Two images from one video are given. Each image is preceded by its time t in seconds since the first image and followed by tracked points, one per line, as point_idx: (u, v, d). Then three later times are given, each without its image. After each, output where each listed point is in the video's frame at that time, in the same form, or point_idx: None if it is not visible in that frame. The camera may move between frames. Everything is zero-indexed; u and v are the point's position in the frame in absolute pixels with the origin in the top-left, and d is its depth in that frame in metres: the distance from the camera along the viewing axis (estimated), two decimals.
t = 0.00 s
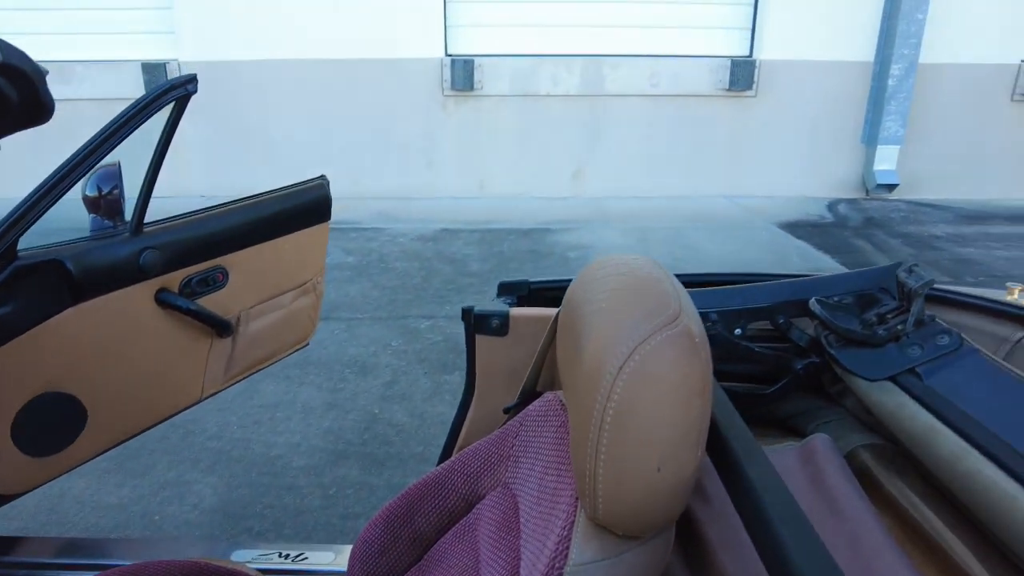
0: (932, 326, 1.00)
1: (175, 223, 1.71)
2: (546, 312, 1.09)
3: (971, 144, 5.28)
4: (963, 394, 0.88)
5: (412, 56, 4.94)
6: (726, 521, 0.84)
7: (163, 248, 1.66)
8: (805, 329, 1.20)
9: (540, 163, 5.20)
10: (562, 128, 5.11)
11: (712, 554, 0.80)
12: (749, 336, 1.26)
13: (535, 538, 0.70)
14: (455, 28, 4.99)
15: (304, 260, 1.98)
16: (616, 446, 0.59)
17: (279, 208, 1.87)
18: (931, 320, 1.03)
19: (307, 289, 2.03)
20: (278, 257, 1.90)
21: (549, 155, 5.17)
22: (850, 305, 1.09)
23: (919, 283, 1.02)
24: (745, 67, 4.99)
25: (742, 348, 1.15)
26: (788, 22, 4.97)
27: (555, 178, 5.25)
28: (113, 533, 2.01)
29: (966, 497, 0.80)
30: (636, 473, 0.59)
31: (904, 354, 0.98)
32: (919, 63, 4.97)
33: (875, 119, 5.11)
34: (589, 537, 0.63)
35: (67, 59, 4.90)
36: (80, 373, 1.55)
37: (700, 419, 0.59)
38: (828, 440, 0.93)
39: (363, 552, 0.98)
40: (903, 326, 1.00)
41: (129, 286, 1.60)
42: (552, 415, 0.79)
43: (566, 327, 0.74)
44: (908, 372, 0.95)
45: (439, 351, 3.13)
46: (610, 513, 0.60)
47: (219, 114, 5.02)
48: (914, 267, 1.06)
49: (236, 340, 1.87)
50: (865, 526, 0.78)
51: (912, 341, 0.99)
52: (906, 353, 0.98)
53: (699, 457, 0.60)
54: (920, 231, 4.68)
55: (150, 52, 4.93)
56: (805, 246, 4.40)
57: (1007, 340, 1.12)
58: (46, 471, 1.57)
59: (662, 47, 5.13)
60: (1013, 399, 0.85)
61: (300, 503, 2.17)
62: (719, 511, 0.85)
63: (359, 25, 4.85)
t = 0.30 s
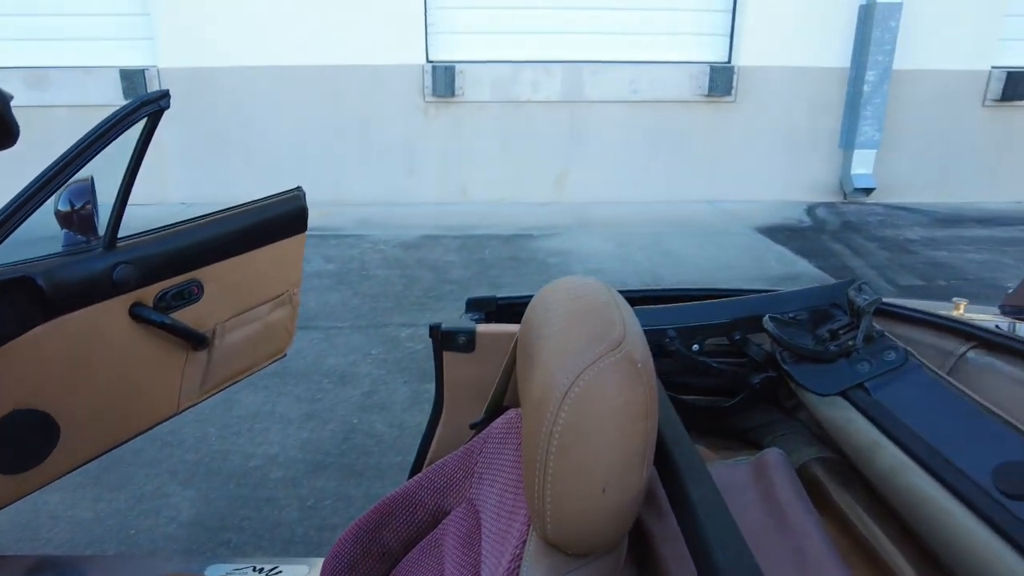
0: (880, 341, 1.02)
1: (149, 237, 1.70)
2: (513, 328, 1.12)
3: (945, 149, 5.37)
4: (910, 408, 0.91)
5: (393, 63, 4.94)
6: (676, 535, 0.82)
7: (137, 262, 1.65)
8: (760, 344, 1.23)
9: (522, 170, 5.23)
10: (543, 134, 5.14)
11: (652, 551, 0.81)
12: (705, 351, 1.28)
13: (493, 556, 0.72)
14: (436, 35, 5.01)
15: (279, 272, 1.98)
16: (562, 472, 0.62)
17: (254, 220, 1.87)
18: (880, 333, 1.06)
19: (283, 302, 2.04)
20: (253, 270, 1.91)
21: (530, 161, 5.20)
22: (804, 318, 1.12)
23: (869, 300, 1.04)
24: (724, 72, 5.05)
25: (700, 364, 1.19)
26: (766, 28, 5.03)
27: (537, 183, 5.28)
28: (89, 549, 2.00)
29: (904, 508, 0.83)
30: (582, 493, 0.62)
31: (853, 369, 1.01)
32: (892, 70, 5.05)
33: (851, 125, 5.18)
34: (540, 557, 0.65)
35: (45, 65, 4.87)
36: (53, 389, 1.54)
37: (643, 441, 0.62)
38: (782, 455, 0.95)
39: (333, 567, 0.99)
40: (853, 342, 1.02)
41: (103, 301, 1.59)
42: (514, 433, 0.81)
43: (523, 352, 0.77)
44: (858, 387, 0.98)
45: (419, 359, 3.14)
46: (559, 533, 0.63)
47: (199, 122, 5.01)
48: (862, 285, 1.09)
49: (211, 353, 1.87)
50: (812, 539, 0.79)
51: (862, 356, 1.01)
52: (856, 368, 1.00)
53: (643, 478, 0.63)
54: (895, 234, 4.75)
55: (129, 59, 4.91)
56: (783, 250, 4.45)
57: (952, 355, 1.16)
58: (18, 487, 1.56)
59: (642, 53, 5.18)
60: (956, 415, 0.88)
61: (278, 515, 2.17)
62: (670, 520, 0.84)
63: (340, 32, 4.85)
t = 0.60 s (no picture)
0: (842, 356, 1.02)
1: (126, 250, 1.68)
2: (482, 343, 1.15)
3: (925, 152, 5.44)
4: (867, 421, 0.90)
5: (376, 69, 4.94)
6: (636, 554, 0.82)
7: (112, 275, 1.63)
8: (725, 358, 1.25)
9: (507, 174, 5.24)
10: (527, 138, 5.16)
11: (615, 567, 0.81)
12: (672, 365, 1.31)
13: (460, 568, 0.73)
14: (420, 40, 5.01)
15: (257, 283, 1.98)
16: (519, 492, 0.66)
17: (233, 232, 1.87)
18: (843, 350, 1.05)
19: (262, 312, 2.03)
20: (231, 281, 1.90)
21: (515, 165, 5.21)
22: (769, 335, 1.11)
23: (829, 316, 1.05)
24: (707, 77, 5.08)
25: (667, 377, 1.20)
26: (748, 34, 5.07)
27: (522, 188, 5.29)
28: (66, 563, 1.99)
29: (860, 522, 0.83)
30: (538, 513, 0.65)
31: (815, 384, 1.00)
32: (872, 75, 5.11)
33: (832, 129, 5.23)
34: None
35: (25, 72, 4.84)
36: (27, 404, 1.53)
37: (597, 461, 0.67)
38: (745, 470, 0.96)
39: None
40: (815, 356, 1.02)
41: (79, 315, 1.58)
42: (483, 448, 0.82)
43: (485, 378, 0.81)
44: (818, 401, 0.97)
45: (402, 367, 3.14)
46: (515, 552, 0.66)
47: (182, 128, 4.98)
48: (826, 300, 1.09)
49: (189, 365, 1.86)
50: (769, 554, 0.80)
51: (823, 371, 1.01)
52: (817, 383, 1.00)
53: (598, 498, 0.67)
54: (875, 237, 4.80)
55: (110, 64, 4.89)
56: (765, 254, 4.49)
57: (911, 367, 1.16)
58: None
59: (625, 58, 5.21)
60: (909, 427, 0.86)
61: (258, 526, 2.16)
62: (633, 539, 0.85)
63: (323, 38, 4.85)
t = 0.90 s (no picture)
0: (815, 364, 1.02)
1: (106, 257, 1.66)
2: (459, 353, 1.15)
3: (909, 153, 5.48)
4: (840, 430, 0.91)
5: (364, 72, 4.93)
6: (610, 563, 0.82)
7: (93, 283, 1.61)
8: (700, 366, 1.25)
9: (495, 178, 5.24)
10: (515, 141, 5.17)
11: None
12: (646, 373, 1.31)
13: None
14: (408, 42, 5.01)
15: (241, 290, 1.97)
16: (486, 506, 0.67)
17: (215, 237, 1.85)
18: (816, 359, 1.06)
19: (245, 318, 2.02)
20: (215, 288, 1.89)
21: (503, 168, 5.22)
22: (744, 343, 1.11)
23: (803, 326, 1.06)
24: (694, 80, 5.10)
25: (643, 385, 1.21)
26: (734, 37, 5.09)
27: (509, 190, 5.29)
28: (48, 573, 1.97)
29: (829, 532, 0.83)
30: (504, 528, 0.67)
31: (788, 393, 1.00)
32: (857, 77, 5.14)
33: (819, 131, 5.26)
34: None
35: (10, 75, 4.81)
36: (6, 414, 1.52)
37: (562, 475, 0.69)
38: (718, 478, 0.97)
39: None
40: (788, 364, 1.02)
41: (60, 323, 1.56)
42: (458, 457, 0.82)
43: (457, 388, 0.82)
44: (793, 410, 0.97)
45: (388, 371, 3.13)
46: (483, 567, 0.68)
47: (168, 131, 4.96)
48: (798, 309, 1.09)
49: (172, 373, 1.85)
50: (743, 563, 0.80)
51: (797, 379, 1.01)
52: (791, 391, 1.00)
53: (564, 512, 0.69)
54: (861, 238, 4.83)
55: (96, 67, 4.86)
56: (752, 255, 4.51)
57: (884, 375, 1.16)
58: None
59: (613, 60, 5.23)
60: (880, 436, 0.87)
61: (242, 534, 2.15)
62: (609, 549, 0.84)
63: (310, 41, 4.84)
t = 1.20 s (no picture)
0: (787, 365, 1.03)
1: (90, 259, 1.66)
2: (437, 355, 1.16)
3: (899, 154, 5.51)
4: (810, 430, 0.92)
5: (357, 73, 4.93)
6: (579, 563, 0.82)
7: (78, 287, 1.61)
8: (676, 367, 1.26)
9: (487, 179, 5.25)
10: (508, 142, 5.17)
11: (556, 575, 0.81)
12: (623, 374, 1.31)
13: None
14: (400, 44, 5.01)
15: (228, 292, 1.96)
16: (450, 508, 0.69)
17: (201, 240, 1.84)
18: (788, 359, 1.07)
19: (232, 320, 2.01)
20: (202, 290, 1.89)
21: (495, 169, 5.22)
22: (718, 343, 1.11)
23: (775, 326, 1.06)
24: (685, 81, 5.12)
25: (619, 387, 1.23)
26: (726, 38, 5.11)
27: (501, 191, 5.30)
28: None
29: (795, 530, 0.83)
30: (468, 529, 0.68)
31: (760, 394, 1.01)
32: (847, 78, 5.17)
33: (810, 132, 5.29)
34: None
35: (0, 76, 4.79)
36: None
37: (525, 477, 0.70)
38: (691, 478, 0.98)
39: None
40: (761, 365, 1.02)
41: (45, 326, 1.56)
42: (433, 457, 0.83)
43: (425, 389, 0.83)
44: (765, 411, 0.98)
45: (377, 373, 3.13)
46: (447, 567, 0.69)
47: (158, 132, 4.94)
48: (772, 310, 1.10)
49: (157, 375, 1.84)
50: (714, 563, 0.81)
51: (769, 380, 1.02)
52: (763, 392, 1.01)
53: (527, 513, 0.71)
54: (852, 239, 4.86)
55: (86, 68, 4.85)
56: (744, 255, 4.53)
57: (857, 376, 1.17)
58: None
59: (605, 62, 5.24)
60: (850, 438, 0.88)
61: (229, 536, 2.15)
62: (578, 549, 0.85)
63: (300, 42, 4.83)
